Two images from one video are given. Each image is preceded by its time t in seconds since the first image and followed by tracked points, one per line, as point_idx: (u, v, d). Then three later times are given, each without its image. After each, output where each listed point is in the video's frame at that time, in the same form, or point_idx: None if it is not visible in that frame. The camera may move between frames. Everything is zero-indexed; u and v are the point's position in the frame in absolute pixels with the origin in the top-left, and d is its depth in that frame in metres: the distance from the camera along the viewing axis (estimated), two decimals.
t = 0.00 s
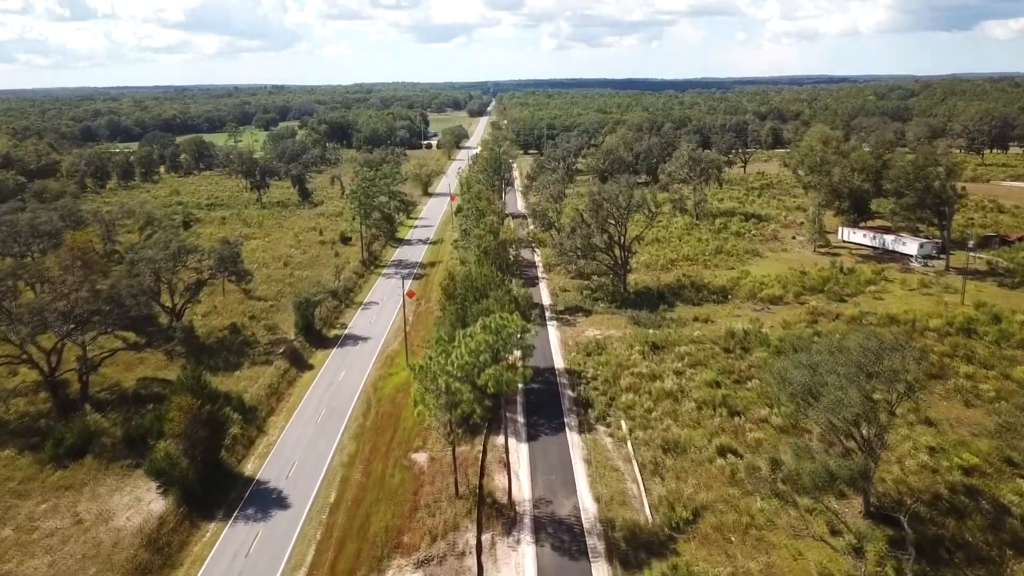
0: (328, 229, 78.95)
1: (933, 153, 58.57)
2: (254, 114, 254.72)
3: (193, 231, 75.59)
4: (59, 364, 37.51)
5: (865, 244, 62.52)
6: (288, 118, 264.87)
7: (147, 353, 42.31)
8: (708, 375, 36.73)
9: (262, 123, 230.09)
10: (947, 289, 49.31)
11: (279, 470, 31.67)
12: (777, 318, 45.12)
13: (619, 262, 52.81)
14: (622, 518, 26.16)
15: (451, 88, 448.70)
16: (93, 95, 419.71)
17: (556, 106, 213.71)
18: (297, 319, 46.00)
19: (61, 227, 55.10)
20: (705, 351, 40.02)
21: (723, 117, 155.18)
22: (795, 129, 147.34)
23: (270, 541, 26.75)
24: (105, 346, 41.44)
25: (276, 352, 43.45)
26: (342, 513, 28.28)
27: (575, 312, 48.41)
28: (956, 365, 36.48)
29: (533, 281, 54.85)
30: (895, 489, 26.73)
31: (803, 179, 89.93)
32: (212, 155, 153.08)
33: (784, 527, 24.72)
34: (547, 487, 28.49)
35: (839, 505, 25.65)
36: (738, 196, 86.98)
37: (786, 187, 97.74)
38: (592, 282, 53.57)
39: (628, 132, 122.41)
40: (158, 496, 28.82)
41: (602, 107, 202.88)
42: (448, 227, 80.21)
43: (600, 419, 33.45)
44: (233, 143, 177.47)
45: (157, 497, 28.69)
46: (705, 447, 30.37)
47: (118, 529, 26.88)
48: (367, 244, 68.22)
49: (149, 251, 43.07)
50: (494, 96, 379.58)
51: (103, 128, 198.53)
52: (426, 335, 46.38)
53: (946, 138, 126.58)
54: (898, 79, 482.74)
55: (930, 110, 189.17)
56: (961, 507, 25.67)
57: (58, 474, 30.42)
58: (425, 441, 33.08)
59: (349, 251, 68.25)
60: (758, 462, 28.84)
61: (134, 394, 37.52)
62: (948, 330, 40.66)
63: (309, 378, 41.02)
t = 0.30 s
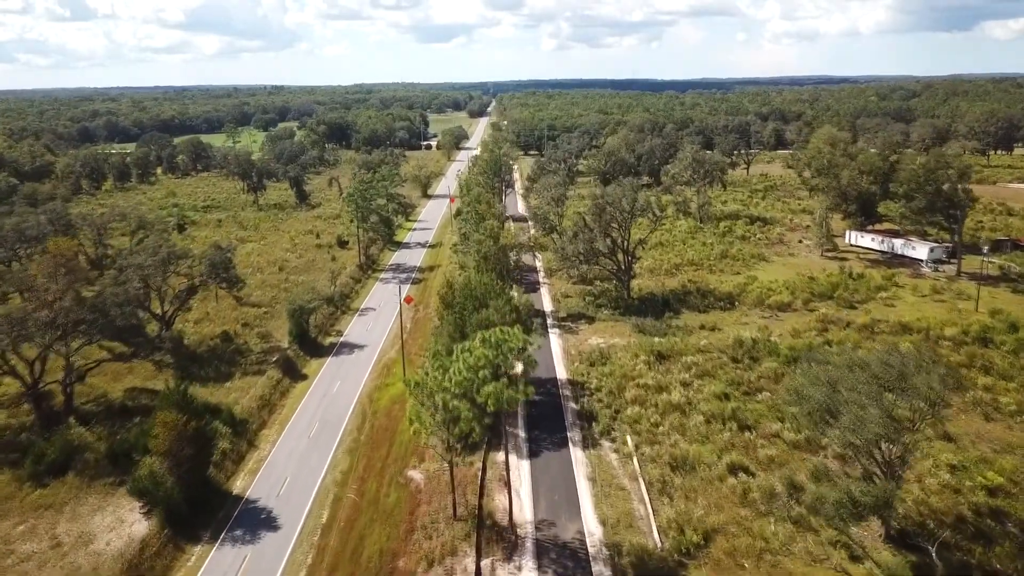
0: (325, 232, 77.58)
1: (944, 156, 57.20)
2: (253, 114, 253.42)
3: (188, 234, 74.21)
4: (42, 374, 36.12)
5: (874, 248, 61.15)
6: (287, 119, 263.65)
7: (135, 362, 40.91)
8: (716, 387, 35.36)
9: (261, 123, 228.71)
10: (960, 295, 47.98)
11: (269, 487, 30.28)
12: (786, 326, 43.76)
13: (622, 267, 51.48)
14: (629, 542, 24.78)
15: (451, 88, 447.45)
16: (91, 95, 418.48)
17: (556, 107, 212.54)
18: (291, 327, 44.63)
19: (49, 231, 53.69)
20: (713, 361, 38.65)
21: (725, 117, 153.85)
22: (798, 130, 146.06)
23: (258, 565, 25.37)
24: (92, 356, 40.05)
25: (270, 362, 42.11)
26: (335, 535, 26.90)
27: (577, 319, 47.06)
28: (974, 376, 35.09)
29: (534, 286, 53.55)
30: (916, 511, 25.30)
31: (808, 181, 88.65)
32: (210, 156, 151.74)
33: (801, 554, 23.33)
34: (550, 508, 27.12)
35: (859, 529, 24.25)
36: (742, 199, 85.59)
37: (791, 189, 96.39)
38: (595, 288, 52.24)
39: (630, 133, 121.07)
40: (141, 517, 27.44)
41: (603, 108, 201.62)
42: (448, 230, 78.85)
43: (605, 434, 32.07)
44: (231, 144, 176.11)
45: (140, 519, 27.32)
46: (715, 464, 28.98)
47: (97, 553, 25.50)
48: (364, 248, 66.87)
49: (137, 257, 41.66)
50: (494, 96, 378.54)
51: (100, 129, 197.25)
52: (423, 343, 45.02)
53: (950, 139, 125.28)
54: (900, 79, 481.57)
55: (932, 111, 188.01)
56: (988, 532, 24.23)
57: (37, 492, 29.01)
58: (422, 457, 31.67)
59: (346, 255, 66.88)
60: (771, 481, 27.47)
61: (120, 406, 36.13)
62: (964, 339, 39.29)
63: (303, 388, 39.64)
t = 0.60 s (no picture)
0: (322, 235, 76.21)
1: (955, 158, 55.86)
2: (252, 115, 252.04)
3: (182, 238, 72.88)
4: (25, 386, 34.79)
5: (882, 252, 59.82)
6: (286, 119, 262.29)
7: (123, 373, 39.56)
8: (725, 400, 34.02)
9: (259, 124, 227.40)
10: (973, 302, 46.63)
11: (259, 507, 28.92)
12: (795, 335, 42.43)
13: (625, 273, 50.14)
14: (636, 569, 23.42)
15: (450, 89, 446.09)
16: (90, 95, 417.93)
17: (556, 108, 211.21)
18: (285, 335, 43.31)
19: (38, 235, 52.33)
20: (721, 371, 37.33)
21: (727, 118, 152.53)
22: (800, 130, 144.83)
23: None
24: (78, 366, 38.69)
25: (262, 371, 40.78)
26: (326, 560, 25.52)
27: (580, 327, 45.71)
28: (993, 388, 33.72)
29: (535, 292, 52.22)
30: (940, 536, 23.90)
31: (813, 183, 87.30)
32: (207, 157, 150.37)
33: None
34: (553, 532, 25.77)
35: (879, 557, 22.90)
36: (746, 201, 84.24)
37: (795, 191, 95.07)
38: (597, 293, 50.92)
39: (631, 134, 119.68)
40: (123, 540, 26.11)
41: (604, 108, 200.41)
42: (447, 233, 77.49)
43: (610, 450, 30.71)
44: (230, 146, 174.73)
45: (122, 542, 26.00)
46: (726, 483, 27.63)
47: None
48: (362, 252, 65.50)
49: (126, 264, 40.29)
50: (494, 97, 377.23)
51: (98, 130, 195.95)
52: (421, 352, 43.68)
53: (955, 140, 123.98)
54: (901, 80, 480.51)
55: (935, 112, 186.83)
56: (1018, 560, 22.81)
57: (15, 513, 27.68)
58: (419, 474, 30.28)
59: (343, 259, 65.52)
60: (786, 502, 26.12)
61: (106, 419, 34.78)
62: (981, 348, 37.93)
63: (296, 400, 38.28)
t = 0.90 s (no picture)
0: (319, 238, 74.85)
1: (967, 160, 54.49)
2: (251, 115, 250.70)
3: (177, 242, 71.60)
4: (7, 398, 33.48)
5: (891, 256, 58.48)
6: (286, 119, 261.09)
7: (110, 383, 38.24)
8: (735, 413, 32.70)
9: (259, 124, 226.25)
10: (987, 308, 45.30)
11: (248, 528, 27.60)
12: (805, 344, 41.11)
13: (629, 278, 48.79)
14: None
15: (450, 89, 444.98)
16: (89, 94, 417.07)
17: (557, 108, 209.96)
18: (278, 343, 42.00)
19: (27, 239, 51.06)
20: (729, 383, 36.01)
21: (729, 118, 151.20)
22: (803, 131, 143.55)
23: None
24: (63, 376, 37.37)
25: (255, 381, 39.43)
26: None
27: (583, 334, 44.40)
28: (1014, 401, 32.33)
29: (536, 298, 50.90)
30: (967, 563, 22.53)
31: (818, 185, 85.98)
32: (205, 157, 149.11)
33: None
34: (556, 556, 24.44)
35: None
36: (750, 204, 82.92)
37: (799, 193, 93.79)
38: (600, 299, 49.58)
39: (633, 135, 118.38)
40: (102, 565, 24.77)
41: (605, 108, 199.14)
42: (446, 236, 76.19)
43: (615, 467, 29.41)
44: (228, 146, 173.35)
45: (100, 567, 24.65)
46: (738, 503, 26.29)
47: None
48: (359, 255, 64.18)
49: (113, 270, 38.93)
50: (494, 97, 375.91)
51: (97, 130, 194.89)
52: (419, 361, 42.36)
53: (960, 141, 122.65)
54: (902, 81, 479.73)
55: (937, 112, 185.62)
56: None
57: None
58: (416, 492, 28.95)
59: (340, 263, 64.21)
60: (801, 525, 24.78)
61: (91, 432, 33.47)
62: (998, 358, 36.58)
63: (289, 411, 36.98)
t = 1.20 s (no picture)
0: (316, 241, 73.51)
1: (980, 162, 53.14)
2: (250, 116, 249.49)
3: (171, 245, 70.23)
4: None
5: (900, 261, 57.14)
6: (285, 120, 259.96)
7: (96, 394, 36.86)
8: (745, 428, 31.33)
9: (258, 125, 225.12)
10: (1002, 315, 43.94)
11: (234, 551, 26.21)
12: (816, 353, 39.76)
13: (633, 284, 47.46)
14: None
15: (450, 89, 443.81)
16: (87, 93, 415.57)
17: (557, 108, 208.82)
18: (271, 353, 40.64)
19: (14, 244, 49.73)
20: (738, 395, 34.66)
21: (732, 119, 149.92)
22: (806, 132, 142.26)
23: None
24: (47, 387, 35.99)
25: (246, 392, 38.08)
26: None
27: (586, 342, 43.06)
28: None
29: (537, 305, 49.59)
30: None
31: (823, 187, 84.70)
32: (202, 158, 147.81)
33: None
34: None
35: None
36: (754, 206, 81.56)
37: (804, 195, 92.50)
38: (603, 306, 48.25)
39: (634, 136, 117.09)
40: None
41: (606, 109, 197.87)
42: (446, 239, 74.85)
43: (621, 486, 28.04)
44: (226, 147, 172.02)
45: None
46: (751, 527, 24.89)
47: None
48: (356, 260, 62.83)
49: (99, 277, 37.56)
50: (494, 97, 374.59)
51: (95, 131, 193.77)
52: (416, 370, 41.02)
53: (965, 142, 121.35)
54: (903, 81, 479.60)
55: (940, 112, 184.49)
56: None
57: None
58: (411, 512, 27.58)
59: (337, 267, 62.88)
60: (819, 550, 23.37)
61: (74, 446, 32.09)
62: (1018, 369, 35.22)
63: (281, 425, 35.62)
